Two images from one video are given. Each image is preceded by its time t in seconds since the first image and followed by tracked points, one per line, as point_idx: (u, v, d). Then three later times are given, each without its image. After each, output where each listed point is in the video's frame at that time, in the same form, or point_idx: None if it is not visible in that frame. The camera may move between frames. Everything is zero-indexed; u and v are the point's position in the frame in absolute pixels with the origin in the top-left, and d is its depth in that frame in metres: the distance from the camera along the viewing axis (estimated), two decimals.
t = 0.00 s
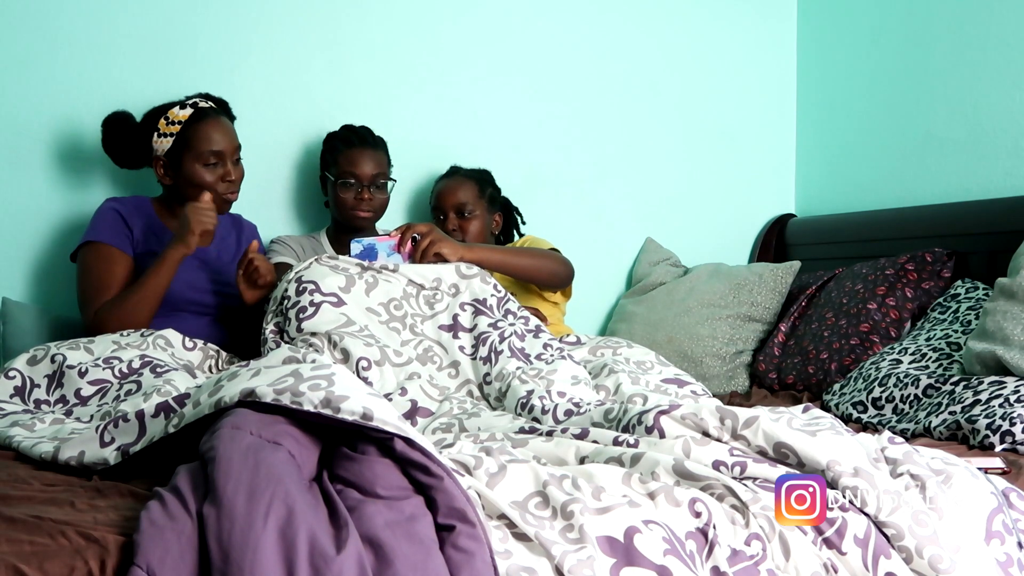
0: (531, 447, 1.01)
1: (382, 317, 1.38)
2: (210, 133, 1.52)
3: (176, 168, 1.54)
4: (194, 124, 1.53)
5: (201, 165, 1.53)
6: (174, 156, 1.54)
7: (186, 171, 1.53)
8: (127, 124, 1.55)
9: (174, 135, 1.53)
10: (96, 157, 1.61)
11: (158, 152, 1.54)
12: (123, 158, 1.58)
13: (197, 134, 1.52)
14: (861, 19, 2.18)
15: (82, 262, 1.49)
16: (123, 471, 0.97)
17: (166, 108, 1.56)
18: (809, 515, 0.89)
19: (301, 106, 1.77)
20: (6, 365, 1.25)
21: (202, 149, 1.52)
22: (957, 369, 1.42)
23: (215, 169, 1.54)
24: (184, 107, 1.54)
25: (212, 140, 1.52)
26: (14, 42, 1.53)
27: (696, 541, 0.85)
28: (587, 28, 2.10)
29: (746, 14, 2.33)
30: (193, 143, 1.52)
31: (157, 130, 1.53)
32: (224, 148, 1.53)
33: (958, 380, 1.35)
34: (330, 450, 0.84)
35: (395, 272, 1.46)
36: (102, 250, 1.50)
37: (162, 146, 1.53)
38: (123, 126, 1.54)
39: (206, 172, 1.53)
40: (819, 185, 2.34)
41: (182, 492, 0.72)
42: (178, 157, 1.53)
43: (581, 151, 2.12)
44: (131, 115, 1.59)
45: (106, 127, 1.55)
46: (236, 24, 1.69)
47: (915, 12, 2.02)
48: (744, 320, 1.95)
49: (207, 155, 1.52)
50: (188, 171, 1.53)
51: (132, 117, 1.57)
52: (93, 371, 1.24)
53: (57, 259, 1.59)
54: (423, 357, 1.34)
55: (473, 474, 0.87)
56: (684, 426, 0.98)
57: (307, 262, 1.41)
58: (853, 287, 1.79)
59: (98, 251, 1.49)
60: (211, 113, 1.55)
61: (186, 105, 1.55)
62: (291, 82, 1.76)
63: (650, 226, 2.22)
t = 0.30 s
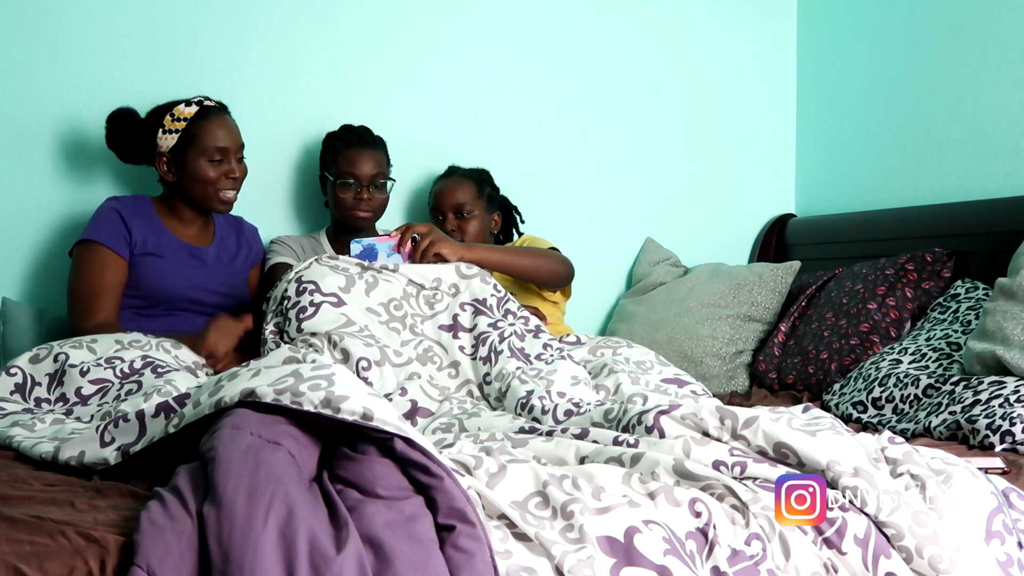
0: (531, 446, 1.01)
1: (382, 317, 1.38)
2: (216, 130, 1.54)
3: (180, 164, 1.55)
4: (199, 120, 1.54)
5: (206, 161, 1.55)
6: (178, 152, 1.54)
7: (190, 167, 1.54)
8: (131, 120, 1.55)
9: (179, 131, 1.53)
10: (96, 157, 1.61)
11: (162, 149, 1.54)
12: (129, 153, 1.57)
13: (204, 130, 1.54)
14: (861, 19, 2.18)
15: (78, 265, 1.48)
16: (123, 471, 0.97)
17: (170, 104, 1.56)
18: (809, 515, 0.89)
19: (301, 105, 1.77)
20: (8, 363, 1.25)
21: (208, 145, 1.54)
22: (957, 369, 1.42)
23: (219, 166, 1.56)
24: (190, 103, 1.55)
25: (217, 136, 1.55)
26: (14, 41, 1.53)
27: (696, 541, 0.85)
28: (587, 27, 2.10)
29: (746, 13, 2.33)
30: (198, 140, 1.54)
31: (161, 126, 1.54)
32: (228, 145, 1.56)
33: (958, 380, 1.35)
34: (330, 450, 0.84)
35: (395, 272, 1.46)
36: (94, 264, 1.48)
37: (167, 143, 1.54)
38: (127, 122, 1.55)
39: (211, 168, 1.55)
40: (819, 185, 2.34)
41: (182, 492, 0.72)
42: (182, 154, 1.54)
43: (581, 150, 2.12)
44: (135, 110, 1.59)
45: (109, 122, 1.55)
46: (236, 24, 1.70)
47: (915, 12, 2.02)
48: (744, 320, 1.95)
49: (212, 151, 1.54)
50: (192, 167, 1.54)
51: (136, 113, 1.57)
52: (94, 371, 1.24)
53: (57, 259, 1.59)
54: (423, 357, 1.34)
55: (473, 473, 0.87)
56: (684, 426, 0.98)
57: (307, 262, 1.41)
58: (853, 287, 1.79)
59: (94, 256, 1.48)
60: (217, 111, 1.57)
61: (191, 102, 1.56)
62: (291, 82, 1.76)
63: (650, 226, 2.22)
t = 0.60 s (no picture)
0: (531, 447, 1.01)
1: (383, 317, 1.38)
2: (212, 124, 1.55)
3: (177, 159, 1.56)
4: (195, 116, 1.55)
5: (202, 155, 1.55)
6: (174, 147, 1.55)
7: (186, 162, 1.55)
8: (128, 116, 1.54)
9: (175, 126, 1.54)
10: (96, 156, 1.61)
11: (158, 144, 1.55)
12: (124, 148, 1.57)
13: (199, 124, 1.55)
14: (861, 18, 2.18)
15: (78, 261, 1.48)
16: (123, 471, 0.97)
17: (167, 100, 1.57)
18: (809, 515, 0.89)
19: (301, 105, 1.77)
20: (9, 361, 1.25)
21: (204, 139, 1.54)
22: (957, 369, 1.42)
23: (215, 160, 1.56)
24: (186, 100, 1.56)
25: (213, 131, 1.55)
26: (14, 41, 1.53)
27: (696, 541, 0.85)
28: (587, 27, 2.10)
29: (746, 13, 2.32)
30: (194, 134, 1.54)
31: (157, 122, 1.54)
32: (224, 139, 1.57)
33: (958, 380, 1.35)
34: (330, 450, 0.84)
35: (396, 272, 1.46)
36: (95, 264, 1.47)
37: (163, 138, 1.54)
38: (124, 118, 1.54)
39: (207, 162, 1.55)
40: (819, 185, 2.34)
41: (182, 492, 0.72)
42: (178, 149, 1.55)
43: (582, 150, 2.12)
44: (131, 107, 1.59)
45: (108, 119, 1.54)
46: (236, 24, 1.69)
47: (915, 12, 2.02)
48: (744, 320, 1.95)
49: (208, 145, 1.55)
50: (188, 161, 1.55)
51: (133, 110, 1.57)
52: (94, 370, 1.24)
53: (57, 259, 1.59)
54: (423, 357, 1.34)
55: (474, 474, 0.87)
56: (684, 426, 0.98)
57: (308, 262, 1.41)
58: (853, 287, 1.79)
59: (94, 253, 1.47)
60: (213, 107, 1.58)
61: (188, 98, 1.57)
62: (291, 82, 1.76)
63: (650, 226, 2.22)
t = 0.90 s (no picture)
0: (531, 447, 1.01)
1: (383, 317, 1.38)
2: (200, 120, 1.55)
3: (167, 156, 1.56)
4: (185, 113, 1.56)
5: (191, 150, 1.55)
6: (165, 145, 1.55)
7: (176, 158, 1.55)
8: (121, 115, 1.55)
9: (165, 124, 1.54)
10: (96, 157, 1.61)
11: (149, 143, 1.56)
12: (117, 148, 1.57)
13: (188, 121, 1.55)
14: (861, 18, 2.18)
15: (77, 258, 1.48)
16: (123, 471, 0.97)
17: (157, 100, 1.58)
18: (809, 515, 0.89)
19: (301, 106, 1.77)
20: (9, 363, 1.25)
21: (191, 134, 1.54)
22: (957, 369, 1.42)
23: (206, 156, 1.56)
24: (176, 99, 1.57)
25: (203, 127, 1.55)
26: (14, 41, 1.53)
27: (696, 541, 0.85)
28: (587, 27, 2.10)
29: (747, 13, 2.32)
30: (184, 130, 1.55)
31: (148, 121, 1.55)
32: (214, 135, 1.56)
33: (958, 380, 1.35)
34: (330, 450, 0.84)
35: (396, 272, 1.46)
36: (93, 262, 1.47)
37: (153, 136, 1.55)
38: (117, 117, 1.55)
39: (196, 158, 1.55)
40: (819, 185, 2.34)
41: (182, 492, 0.72)
42: (169, 146, 1.55)
43: (582, 150, 2.12)
44: (124, 107, 1.59)
45: (101, 121, 1.54)
46: (236, 24, 1.69)
47: (915, 12, 2.02)
48: (744, 320, 1.95)
49: (197, 141, 1.54)
50: (178, 158, 1.55)
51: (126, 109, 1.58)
52: (94, 371, 1.24)
53: (57, 259, 1.59)
54: (423, 357, 1.35)
55: (474, 474, 0.87)
56: (683, 426, 0.98)
57: (308, 262, 1.41)
58: (853, 287, 1.79)
59: (92, 251, 1.48)
60: (204, 104, 1.58)
61: (178, 97, 1.58)
62: (291, 82, 1.76)
63: (650, 226, 2.22)
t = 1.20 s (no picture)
0: (531, 446, 1.01)
1: (384, 317, 1.38)
2: (202, 124, 1.55)
3: (165, 156, 1.56)
4: (186, 114, 1.56)
5: (190, 153, 1.55)
6: (163, 145, 1.55)
7: (174, 160, 1.55)
8: (119, 111, 1.55)
9: (165, 125, 1.54)
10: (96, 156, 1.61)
11: (147, 142, 1.55)
12: (115, 144, 1.57)
13: (189, 123, 1.55)
14: (861, 17, 2.18)
15: (66, 273, 1.48)
16: (123, 470, 0.97)
17: (157, 98, 1.57)
18: (809, 515, 0.89)
19: (301, 106, 1.77)
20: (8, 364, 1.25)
21: (192, 137, 1.55)
22: (957, 369, 1.42)
23: (204, 159, 1.56)
24: (178, 99, 1.57)
25: (203, 130, 1.56)
26: (13, 41, 1.53)
27: (696, 541, 0.85)
28: (587, 27, 2.10)
29: (747, 12, 2.32)
30: (184, 132, 1.55)
31: (148, 119, 1.55)
32: (214, 139, 1.57)
33: (958, 380, 1.35)
34: (330, 449, 0.84)
35: (397, 272, 1.46)
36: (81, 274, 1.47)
37: (152, 135, 1.54)
38: (116, 114, 1.54)
39: (195, 161, 1.55)
40: (820, 185, 2.34)
41: (181, 492, 0.72)
42: (167, 147, 1.55)
43: (582, 150, 2.12)
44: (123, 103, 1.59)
45: (98, 114, 1.54)
46: (236, 24, 1.69)
47: (915, 11, 2.02)
48: (743, 320, 1.95)
49: (196, 144, 1.55)
50: (176, 159, 1.55)
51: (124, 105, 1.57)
52: (92, 371, 1.24)
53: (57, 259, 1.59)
54: (423, 357, 1.35)
55: (474, 473, 0.87)
56: (684, 426, 0.98)
57: (309, 262, 1.41)
58: (853, 287, 1.79)
59: (79, 263, 1.48)
60: (204, 107, 1.58)
61: (180, 97, 1.58)
62: (291, 82, 1.76)
63: (650, 226, 2.22)
